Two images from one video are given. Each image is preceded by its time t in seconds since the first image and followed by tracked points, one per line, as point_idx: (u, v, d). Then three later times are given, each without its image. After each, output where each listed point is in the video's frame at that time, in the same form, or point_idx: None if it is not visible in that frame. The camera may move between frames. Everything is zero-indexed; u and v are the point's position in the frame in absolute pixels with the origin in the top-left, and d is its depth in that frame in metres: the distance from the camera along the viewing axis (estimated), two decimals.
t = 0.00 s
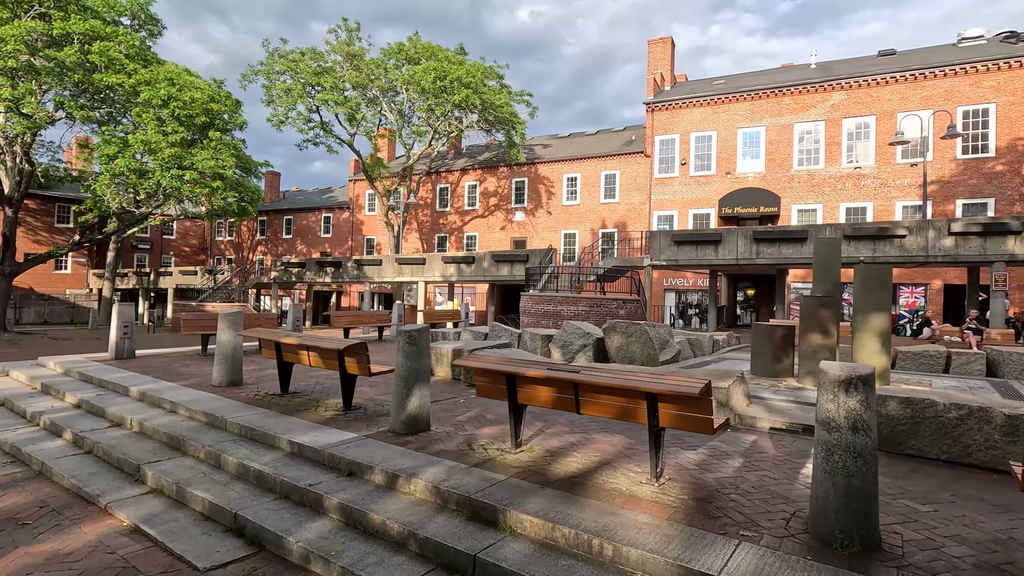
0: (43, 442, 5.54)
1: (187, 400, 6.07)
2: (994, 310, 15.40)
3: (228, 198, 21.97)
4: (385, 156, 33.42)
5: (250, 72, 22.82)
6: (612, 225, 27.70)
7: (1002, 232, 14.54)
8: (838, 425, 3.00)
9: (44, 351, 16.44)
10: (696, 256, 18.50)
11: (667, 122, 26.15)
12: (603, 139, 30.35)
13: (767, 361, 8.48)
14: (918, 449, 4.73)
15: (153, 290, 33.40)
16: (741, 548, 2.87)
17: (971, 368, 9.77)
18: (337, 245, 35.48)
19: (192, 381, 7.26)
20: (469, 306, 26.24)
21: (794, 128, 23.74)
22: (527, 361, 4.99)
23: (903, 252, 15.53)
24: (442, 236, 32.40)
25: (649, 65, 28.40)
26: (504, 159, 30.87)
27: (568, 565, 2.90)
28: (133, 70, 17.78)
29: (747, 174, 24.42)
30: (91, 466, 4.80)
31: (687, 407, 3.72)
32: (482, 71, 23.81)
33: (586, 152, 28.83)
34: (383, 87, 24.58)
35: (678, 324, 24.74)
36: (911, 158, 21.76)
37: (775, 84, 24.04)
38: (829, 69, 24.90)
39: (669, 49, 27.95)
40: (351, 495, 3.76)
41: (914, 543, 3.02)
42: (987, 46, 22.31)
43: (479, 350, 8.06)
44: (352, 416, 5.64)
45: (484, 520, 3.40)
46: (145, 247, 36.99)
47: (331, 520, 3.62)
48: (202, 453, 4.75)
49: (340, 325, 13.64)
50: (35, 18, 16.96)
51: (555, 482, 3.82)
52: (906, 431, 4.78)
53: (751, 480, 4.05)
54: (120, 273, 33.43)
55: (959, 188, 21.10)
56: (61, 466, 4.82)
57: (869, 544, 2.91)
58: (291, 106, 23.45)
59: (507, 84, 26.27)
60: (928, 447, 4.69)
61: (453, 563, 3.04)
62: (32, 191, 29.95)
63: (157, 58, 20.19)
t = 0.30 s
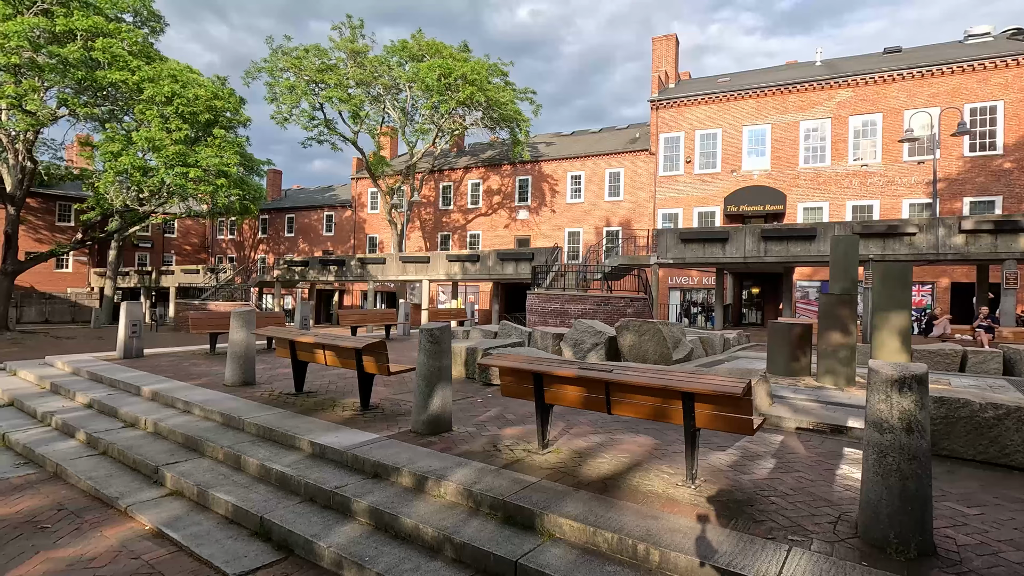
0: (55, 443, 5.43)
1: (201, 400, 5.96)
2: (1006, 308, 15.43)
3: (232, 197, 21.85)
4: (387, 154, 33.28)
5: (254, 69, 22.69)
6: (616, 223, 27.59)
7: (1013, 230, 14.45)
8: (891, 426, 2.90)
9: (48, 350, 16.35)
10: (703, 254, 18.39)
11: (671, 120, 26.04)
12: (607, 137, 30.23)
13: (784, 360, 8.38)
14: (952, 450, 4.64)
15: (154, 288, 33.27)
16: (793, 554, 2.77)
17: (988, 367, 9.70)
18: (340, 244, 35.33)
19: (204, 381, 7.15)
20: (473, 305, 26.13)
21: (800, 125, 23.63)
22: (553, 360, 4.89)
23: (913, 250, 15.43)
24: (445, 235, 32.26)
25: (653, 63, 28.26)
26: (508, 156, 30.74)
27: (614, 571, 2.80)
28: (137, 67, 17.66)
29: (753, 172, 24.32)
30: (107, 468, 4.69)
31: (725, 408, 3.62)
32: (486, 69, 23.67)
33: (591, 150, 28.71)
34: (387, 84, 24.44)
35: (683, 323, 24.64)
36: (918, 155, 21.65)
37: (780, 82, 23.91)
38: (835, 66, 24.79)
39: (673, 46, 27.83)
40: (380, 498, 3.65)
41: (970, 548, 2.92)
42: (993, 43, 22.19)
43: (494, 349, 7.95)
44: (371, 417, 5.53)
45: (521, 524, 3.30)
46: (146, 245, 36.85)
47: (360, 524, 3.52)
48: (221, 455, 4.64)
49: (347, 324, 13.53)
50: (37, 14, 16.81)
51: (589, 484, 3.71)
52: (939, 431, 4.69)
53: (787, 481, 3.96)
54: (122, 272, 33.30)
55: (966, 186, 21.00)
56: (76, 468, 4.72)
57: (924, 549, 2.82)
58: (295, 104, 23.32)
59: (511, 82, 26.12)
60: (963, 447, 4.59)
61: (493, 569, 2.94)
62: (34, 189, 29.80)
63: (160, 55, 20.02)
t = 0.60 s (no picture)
0: (67, 447, 5.33)
1: (213, 402, 5.87)
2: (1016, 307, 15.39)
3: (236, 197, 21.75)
4: (390, 154, 33.18)
5: (257, 68, 22.58)
6: (620, 223, 27.50)
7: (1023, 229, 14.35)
8: (942, 431, 2.80)
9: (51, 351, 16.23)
10: (709, 254, 18.29)
11: (675, 120, 25.93)
12: (610, 137, 30.12)
13: (800, 360, 8.30)
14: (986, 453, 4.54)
15: (156, 289, 33.14)
16: (843, 565, 2.66)
17: (1003, 367, 9.59)
18: (342, 244, 35.22)
19: (215, 383, 7.06)
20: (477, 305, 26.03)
21: (805, 125, 23.53)
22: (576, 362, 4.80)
23: (922, 250, 15.33)
24: (448, 235, 32.17)
25: (656, 62, 28.16)
26: (511, 156, 30.63)
27: None
28: (140, 66, 17.56)
29: (758, 171, 24.23)
30: (122, 473, 4.59)
31: (761, 412, 3.52)
32: (490, 68, 23.55)
33: (595, 149, 28.61)
34: (390, 84, 24.32)
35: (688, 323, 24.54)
36: (924, 155, 21.55)
37: (785, 81, 23.81)
38: (839, 65, 24.68)
39: (676, 46, 27.73)
40: (406, 505, 3.56)
41: None
42: (1000, 41, 22.09)
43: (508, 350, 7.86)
44: (387, 420, 5.43)
45: (554, 532, 3.20)
46: (148, 246, 36.76)
47: (387, 532, 3.43)
48: (237, 459, 4.54)
49: (354, 324, 13.44)
50: (40, 13, 16.70)
51: (620, 490, 3.61)
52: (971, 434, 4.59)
53: (822, 486, 3.86)
54: (123, 273, 33.20)
55: (973, 185, 20.91)
56: (89, 473, 4.62)
57: (979, 559, 2.72)
58: (298, 104, 23.22)
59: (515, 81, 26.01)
60: (995, 451, 4.50)
61: None
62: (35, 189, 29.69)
63: (163, 55, 19.91)
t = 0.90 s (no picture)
0: (76, 449, 5.20)
1: (225, 403, 5.74)
2: None
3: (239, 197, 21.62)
4: (393, 153, 33.05)
5: (261, 67, 22.43)
6: (625, 222, 27.36)
7: None
8: (1004, 434, 2.67)
9: (54, 351, 16.11)
10: (717, 253, 18.15)
11: (680, 118, 25.78)
12: (614, 135, 29.98)
13: (819, 360, 8.16)
14: None
15: (158, 289, 33.02)
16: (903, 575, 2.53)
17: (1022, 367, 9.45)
18: (345, 244, 35.11)
19: (224, 384, 6.93)
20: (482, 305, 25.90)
21: (811, 123, 23.38)
22: (602, 362, 4.66)
23: (933, 248, 15.17)
24: (451, 234, 32.06)
25: (661, 60, 28.01)
26: (515, 155, 30.50)
27: None
28: (143, 64, 17.46)
29: (764, 170, 24.08)
30: (135, 476, 4.47)
31: (803, 414, 3.38)
32: (495, 66, 23.40)
33: (599, 148, 28.48)
34: (394, 82, 24.18)
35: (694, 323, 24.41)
36: (932, 153, 21.40)
37: (791, 79, 23.66)
38: (846, 63, 24.53)
39: (681, 44, 27.59)
40: (433, 510, 3.43)
41: None
42: (1008, 38, 21.94)
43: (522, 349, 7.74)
44: (405, 421, 5.30)
45: (591, 540, 3.07)
46: (150, 246, 36.65)
47: (414, 538, 3.30)
48: (253, 462, 4.41)
49: (361, 325, 13.34)
50: (43, 11, 16.57)
51: (655, 495, 3.48)
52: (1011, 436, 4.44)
53: (863, 491, 3.72)
54: (125, 273, 33.08)
55: (981, 184, 20.76)
56: (101, 476, 4.49)
57: None
58: (302, 102, 23.09)
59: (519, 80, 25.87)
60: None
61: None
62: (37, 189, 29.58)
63: (166, 53, 19.79)
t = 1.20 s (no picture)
0: (82, 455, 5.02)
1: (235, 407, 5.56)
2: None
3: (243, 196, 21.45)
4: (396, 152, 32.89)
5: (264, 65, 22.24)
6: (630, 221, 27.19)
7: None
8: None
9: (56, 351, 15.92)
10: (725, 252, 17.97)
11: (686, 117, 25.60)
12: (618, 135, 29.81)
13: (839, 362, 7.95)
14: None
15: (160, 289, 32.84)
16: None
17: None
18: (347, 244, 34.95)
19: (233, 386, 6.74)
20: (486, 305, 25.73)
21: (819, 121, 23.19)
22: (630, 365, 4.48)
23: (946, 247, 15.01)
24: (455, 234, 31.91)
25: (666, 59, 27.83)
26: (519, 154, 30.31)
27: None
28: (146, 62, 17.30)
29: (770, 169, 23.91)
30: (145, 484, 4.29)
31: (852, 422, 3.19)
32: (500, 64, 23.21)
33: (603, 147, 28.31)
34: (398, 81, 24.03)
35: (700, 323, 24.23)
36: (941, 151, 21.21)
37: (798, 77, 23.49)
38: (853, 61, 24.35)
39: (686, 42, 27.41)
40: (462, 523, 3.25)
41: None
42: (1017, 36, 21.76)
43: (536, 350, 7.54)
44: (422, 426, 5.12)
45: (633, 556, 2.89)
46: (151, 246, 36.48)
47: (443, 553, 3.12)
48: (268, 470, 4.23)
49: (368, 324, 13.21)
50: (45, 8, 16.39)
51: (696, 506, 3.30)
52: None
53: (912, 501, 3.54)
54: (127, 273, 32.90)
55: (991, 182, 20.57)
56: (109, 484, 4.31)
57: None
58: (306, 100, 22.91)
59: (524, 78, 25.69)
60: None
61: None
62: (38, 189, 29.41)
63: (168, 51, 19.61)
